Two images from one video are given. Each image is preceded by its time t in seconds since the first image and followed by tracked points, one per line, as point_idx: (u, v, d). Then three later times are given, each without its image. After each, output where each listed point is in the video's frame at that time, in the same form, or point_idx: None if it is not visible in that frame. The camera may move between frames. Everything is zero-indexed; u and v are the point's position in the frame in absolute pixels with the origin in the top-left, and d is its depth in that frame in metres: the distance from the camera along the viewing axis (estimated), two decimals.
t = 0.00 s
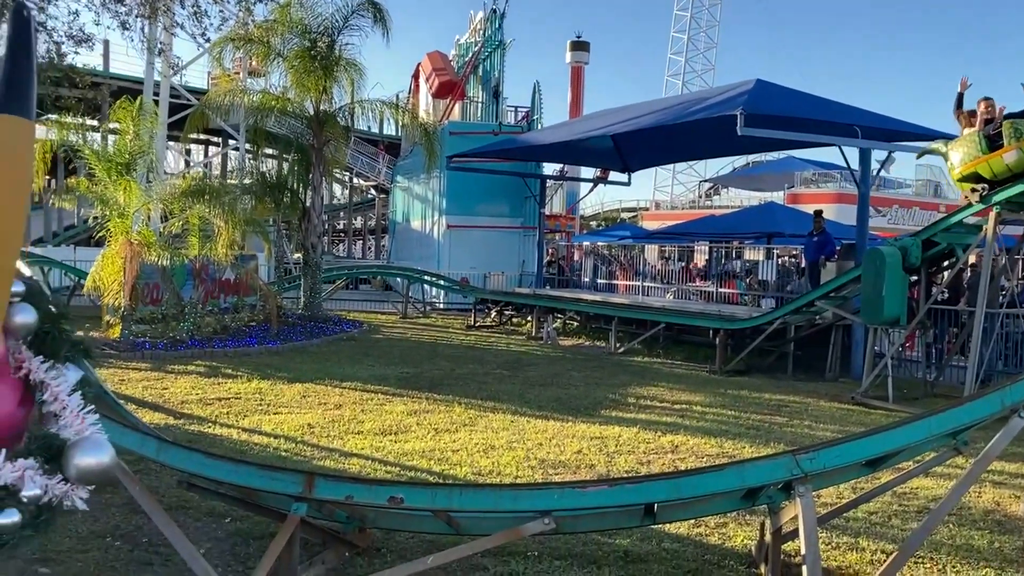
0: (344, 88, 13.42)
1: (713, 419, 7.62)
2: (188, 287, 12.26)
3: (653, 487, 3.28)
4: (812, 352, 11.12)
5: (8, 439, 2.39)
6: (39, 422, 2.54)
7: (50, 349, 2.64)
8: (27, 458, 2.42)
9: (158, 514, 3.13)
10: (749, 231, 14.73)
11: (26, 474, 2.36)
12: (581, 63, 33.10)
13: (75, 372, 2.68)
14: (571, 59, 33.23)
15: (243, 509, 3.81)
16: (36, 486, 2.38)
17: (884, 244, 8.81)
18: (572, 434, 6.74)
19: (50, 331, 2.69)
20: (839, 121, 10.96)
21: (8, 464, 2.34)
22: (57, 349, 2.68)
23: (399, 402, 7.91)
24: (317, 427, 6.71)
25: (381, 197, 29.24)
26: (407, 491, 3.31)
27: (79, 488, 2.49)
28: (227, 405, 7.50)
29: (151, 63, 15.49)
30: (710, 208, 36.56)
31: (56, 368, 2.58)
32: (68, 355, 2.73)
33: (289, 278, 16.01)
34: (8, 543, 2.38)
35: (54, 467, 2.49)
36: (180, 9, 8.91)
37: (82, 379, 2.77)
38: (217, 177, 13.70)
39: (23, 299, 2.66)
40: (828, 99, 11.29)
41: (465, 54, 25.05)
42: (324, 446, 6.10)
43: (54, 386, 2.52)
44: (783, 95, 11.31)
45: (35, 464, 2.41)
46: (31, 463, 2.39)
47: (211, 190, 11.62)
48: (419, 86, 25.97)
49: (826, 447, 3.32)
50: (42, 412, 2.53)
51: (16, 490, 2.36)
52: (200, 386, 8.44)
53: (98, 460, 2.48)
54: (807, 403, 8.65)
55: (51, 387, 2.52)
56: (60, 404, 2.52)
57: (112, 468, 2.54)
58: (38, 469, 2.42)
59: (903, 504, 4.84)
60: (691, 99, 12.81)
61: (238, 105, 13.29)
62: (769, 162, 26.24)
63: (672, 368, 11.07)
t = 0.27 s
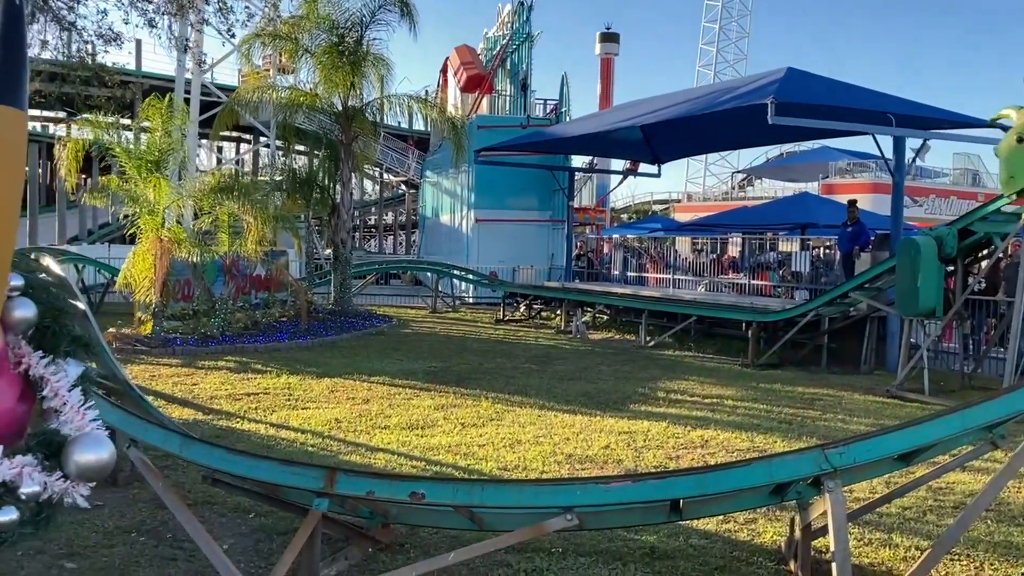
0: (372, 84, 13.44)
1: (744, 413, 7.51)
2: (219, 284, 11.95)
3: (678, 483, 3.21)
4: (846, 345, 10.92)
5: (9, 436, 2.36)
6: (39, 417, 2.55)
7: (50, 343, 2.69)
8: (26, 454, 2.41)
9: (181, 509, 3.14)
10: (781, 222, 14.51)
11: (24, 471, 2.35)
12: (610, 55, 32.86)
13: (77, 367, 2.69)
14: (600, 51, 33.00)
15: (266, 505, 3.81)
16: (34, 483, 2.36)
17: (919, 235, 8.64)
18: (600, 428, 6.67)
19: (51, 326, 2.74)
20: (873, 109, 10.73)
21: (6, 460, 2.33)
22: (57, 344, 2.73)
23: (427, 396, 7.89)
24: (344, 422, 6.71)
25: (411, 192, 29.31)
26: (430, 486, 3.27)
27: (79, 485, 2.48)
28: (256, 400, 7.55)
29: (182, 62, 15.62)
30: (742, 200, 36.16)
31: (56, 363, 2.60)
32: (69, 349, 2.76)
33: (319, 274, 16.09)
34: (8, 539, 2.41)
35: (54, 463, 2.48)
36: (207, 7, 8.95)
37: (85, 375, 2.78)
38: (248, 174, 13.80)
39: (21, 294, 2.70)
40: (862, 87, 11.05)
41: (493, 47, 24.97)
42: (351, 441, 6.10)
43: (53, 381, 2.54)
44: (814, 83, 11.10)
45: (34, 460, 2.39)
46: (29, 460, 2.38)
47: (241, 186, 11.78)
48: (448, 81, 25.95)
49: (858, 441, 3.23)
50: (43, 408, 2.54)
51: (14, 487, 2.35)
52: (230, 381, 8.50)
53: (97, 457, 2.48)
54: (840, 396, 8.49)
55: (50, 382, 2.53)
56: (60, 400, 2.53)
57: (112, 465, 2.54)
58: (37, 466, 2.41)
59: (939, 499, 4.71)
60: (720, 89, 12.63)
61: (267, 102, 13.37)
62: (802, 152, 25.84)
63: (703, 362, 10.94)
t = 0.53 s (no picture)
0: (405, 80, 13.45)
1: (782, 408, 7.38)
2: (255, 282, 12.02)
3: (712, 481, 3.14)
4: (887, 338, 10.70)
5: (25, 438, 2.42)
6: (57, 419, 2.57)
7: (67, 344, 2.71)
8: (43, 455, 2.43)
9: (212, 508, 3.14)
10: (819, 214, 14.25)
11: (41, 473, 2.37)
12: (644, 47, 32.55)
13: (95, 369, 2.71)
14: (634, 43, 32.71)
15: (298, 502, 3.81)
16: (50, 486, 2.39)
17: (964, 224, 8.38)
18: (635, 424, 6.59)
19: (67, 326, 2.75)
20: (914, 96, 10.47)
21: (23, 462, 2.35)
22: (73, 344, 2.75)
23: (460, 392, 7.89)
24: (377, 418, 6.72)
25: (445, 187, 29.36)
26: (460, 483, 3.23)
27: (96, 487, 2.50)
28: (292, 396, 7.60)
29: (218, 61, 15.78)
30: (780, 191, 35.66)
31: (72, 365, 2.62)
32: (85, 349, 2.77)
33: (354, 270, 16.19)
34: (25, 542, 2.44)
35: (71, 465, 2.49)
36: (239, 6, 9.00)
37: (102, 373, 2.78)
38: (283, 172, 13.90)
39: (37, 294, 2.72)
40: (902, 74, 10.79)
41: (526, 41, 24.87)
42: (385, 437, 6.10)
43: (69, 382, 2.56)
44: (853, 72, 10.87)
45: (50, 462, 2.42)
46: (46, 462, 2.40)
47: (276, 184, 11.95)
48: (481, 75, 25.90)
49: (899, 437, 3.13)
50: (60, 409, 2.56)
51: (30, 489, 2.38)
52: (266, 377, 8.57)
53: (112, 460, 2.47)
54: (880, 390, 8.32)
55: (66, 383, 2.55)
56: (77, 401, 2.54)
57: (129, 466, 2.54)
58: (55, 468, 2.44)
59: (985, 497, 4.57)
60: (755, 79, 12.43)
61: (301, 99, 13.46)
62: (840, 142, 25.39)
63: (740, 356, 10.79)
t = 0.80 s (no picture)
0: (438, 75, 13.45)
1: (824, 401, 7.25)
2: (292, 277, 12.45)
3: (757, 478, 3.06)
4: (931, 329, 10.46)
5: (63, 435, 2.41)
6: (95, 417, 2.57)
7: (104, 341, 2.69)
8: (81, 455, 2.44)
9: (253, 504, 3.14)
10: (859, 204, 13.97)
11: (79, 473, 2.38)
12: (678, 38, 32.24)
13: (133, 366, 2.74)
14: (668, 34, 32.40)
15: (337, 497, 3.81)
16: (88, 486, 2.40)
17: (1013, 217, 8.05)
18: (674, 418, 6.51)
19: (103, 324, 2.72)
20: (958, 82, 10.21)
21: (62, 462, 2.35)
22: (109, 341, 2.72)
23: (497, 386, 7.86)
24: (415, 413, 6.71)
25: (479, 181, 29.35)
26: (499, 480, 3.19)
27: (133, 486, 2.51)
28: (329, 391, 7.63)
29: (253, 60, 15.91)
30: (818, 181, 35.11)
31: (110, 363, 2.61)
32: (122, 348, 2.77)
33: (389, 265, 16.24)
34: (63, 541, 2.44)
35: (109, 464, 2.50)
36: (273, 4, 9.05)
37: (139, 371, 2.81)
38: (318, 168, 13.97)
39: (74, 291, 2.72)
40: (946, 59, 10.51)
41: (559, 34, 24.74)
42: (422, 432, 6.09)
43: (107, 380, 2.56)
44: (894, 58, 10.62)
45: (88, 462, 2.42)
46: (84, 461, 2.41)
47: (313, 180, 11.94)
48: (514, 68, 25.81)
49: (949, 433, 3.04)
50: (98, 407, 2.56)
51: (69, 489, 2.39)
52: (303, 372, 8.63)
53: (151, 459, 2.49)
54: (925, 382, 8.13)
55: (104, 381, 2.55)
56: (115, 399, 2.54)
57: (165, 465, 2.55)
58: (92, 467, 2.44)
59: None
60: (793, 67, 12.22)
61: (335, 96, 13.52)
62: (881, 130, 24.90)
63: (779, 349, 10.62)
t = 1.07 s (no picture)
0: (472, 69, 13.43)
1: (870, 395, 7.09)
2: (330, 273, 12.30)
3: (809, 474, 2.97)
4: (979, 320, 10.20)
5: (112, 435, 2.41)
6: (146, 417, 2.56)
7: (153, 339, 2.68)
8: (133, 456, 2.42)
9: (297, 500, 3.12)
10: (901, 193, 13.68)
11: (130, 474, 2.37)
12: (712, 28, 31.85)
13: (183, 364, 2.77)
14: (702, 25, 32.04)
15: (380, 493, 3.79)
16: (141, 487, 2.38)
17: None
18: (717, 413, 6.41)
19: (153, 322, 2.73)
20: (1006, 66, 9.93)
21: (114, 463, 2.35)
22: (159, 338, 2.72)
23: (536, 381, 7.81)
24: (454, 408, 6.69)
25: (513, 176, 29.30)
26: (545, 476, 3.12)
27: (185, 487, 2.49)
28: (369, 387, 7.64)
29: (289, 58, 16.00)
30: (858, 171, 34.52)
31: (159, 362, 2.61)
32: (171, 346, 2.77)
33: (425, 261, 16.26)
34: (117, 544, 2.42)
35: (161, 464, 2.49)
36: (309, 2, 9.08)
37: (188, 370, 2.81)
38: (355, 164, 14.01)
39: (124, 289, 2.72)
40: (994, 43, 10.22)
41: (592, 26, 24.57)
42: (462, 427, 6.06)
43: (157, 379, 2.55)
44: (938, 43, 10.35)
45: (140, 463, 2.41)
46: (136, 462, 2.39)
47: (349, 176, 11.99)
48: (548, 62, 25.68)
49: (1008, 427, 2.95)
50: (149, 406, 2.55)
51: (121, 491, 2.36)
52: (343, 368, 8.66)
53: (202, 459, 2.49)
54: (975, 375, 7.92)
55: (154, 380, 2.54)
56: (165, 398, 2.54)
57: (217, 465, 2.55)
58: (144, 468, 2.43)
59: None
60: (834, 55, 11.98)
61: (370, 92, 13.55)
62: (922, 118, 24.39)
63: (822, 341, 10.44)
